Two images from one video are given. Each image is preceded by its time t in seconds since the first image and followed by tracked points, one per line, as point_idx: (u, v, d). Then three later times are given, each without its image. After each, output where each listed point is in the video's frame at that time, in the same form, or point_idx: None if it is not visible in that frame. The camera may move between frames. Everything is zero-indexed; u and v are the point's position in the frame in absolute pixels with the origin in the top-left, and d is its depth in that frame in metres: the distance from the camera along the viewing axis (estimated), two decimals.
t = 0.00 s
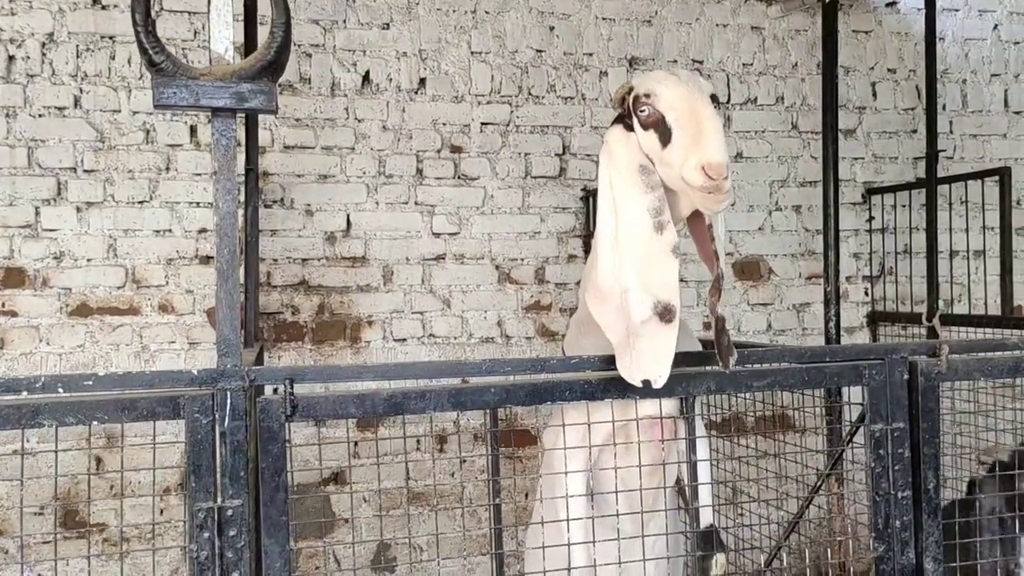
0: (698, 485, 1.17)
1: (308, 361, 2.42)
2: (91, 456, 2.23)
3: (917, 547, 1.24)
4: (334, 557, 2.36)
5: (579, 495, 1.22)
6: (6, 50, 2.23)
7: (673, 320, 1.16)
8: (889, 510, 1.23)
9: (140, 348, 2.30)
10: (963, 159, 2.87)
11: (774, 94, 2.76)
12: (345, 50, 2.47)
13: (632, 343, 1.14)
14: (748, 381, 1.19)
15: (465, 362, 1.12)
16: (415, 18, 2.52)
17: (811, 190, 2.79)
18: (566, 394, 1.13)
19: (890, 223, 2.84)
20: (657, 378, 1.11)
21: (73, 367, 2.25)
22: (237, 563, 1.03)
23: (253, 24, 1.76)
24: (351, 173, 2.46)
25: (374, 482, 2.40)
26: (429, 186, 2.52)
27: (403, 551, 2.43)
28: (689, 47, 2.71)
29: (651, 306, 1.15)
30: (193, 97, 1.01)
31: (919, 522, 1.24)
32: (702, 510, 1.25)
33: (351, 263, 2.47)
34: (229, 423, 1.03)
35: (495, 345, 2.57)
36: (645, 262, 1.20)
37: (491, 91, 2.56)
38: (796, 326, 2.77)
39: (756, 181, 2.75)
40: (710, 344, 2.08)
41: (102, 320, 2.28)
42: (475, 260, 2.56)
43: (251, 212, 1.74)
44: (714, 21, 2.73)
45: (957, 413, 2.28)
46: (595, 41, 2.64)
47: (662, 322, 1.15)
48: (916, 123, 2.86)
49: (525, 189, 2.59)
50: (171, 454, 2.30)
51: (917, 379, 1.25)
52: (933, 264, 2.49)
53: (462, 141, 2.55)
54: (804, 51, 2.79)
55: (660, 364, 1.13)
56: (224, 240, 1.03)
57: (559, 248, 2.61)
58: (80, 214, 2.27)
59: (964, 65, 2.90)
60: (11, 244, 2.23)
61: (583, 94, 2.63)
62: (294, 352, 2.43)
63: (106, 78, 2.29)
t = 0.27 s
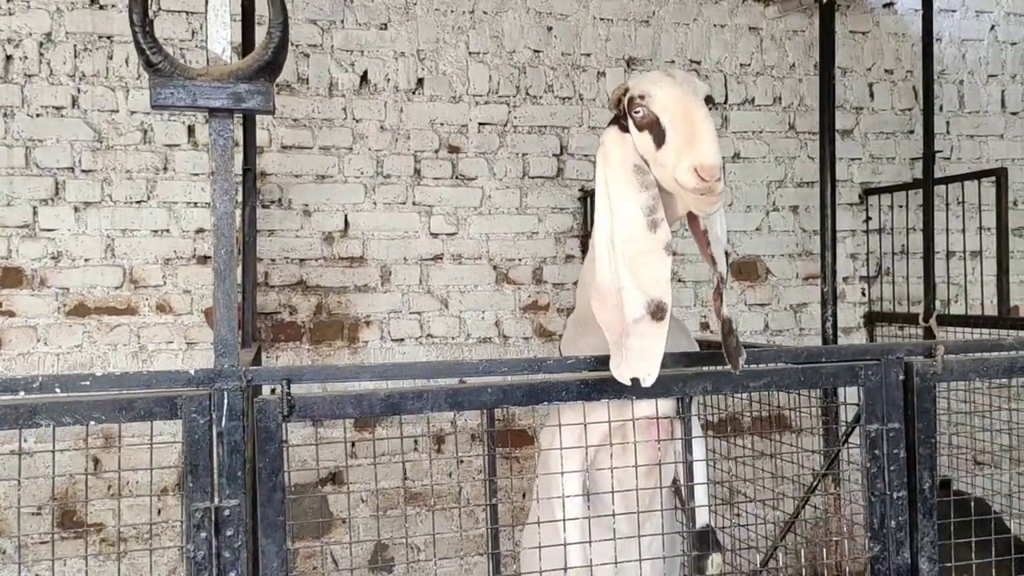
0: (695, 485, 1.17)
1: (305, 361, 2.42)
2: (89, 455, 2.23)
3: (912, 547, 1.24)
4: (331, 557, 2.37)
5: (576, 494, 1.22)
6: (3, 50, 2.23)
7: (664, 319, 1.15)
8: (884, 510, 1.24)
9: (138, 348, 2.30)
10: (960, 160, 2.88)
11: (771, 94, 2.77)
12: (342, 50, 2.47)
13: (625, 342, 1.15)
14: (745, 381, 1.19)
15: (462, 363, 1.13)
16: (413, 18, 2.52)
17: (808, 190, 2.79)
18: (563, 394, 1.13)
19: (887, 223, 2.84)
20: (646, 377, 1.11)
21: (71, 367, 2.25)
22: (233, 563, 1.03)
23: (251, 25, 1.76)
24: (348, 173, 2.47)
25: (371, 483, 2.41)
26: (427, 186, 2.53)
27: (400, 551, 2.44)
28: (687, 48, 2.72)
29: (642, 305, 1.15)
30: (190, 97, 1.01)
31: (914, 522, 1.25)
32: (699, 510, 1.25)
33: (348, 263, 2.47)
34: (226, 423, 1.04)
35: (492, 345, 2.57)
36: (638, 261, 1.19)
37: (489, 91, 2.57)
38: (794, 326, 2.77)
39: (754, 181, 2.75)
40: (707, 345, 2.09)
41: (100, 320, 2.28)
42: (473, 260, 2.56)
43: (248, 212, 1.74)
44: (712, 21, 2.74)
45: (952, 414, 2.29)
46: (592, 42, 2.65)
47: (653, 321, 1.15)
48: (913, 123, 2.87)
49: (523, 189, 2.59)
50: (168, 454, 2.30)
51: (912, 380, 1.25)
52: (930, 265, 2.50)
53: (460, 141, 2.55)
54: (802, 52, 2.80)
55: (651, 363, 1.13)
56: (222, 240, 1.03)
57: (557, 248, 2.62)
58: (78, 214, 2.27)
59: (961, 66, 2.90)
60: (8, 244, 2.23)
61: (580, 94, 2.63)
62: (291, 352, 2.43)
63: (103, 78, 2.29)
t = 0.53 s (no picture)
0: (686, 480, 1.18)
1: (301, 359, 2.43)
2: (85, 453, 2.24)
3: (901, 541, 1.26)
4: (326, 555, 2.38)
5: (567, 489, 1.23)
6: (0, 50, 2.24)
7: (660, 315, 1.16)
8: (873, 505, 1.25)
9: (134, 347, 2.31)
10: (953, 160, 2.90)
11: (765, 95, 2.78)
12: (338, 51, 2.48)
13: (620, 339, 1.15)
14: (735, 378, 1.21)
15: (455, 359, 1.14)
16: (409, 18, 2.53)
17: (802, 190, 2.81)
18: (554, 390, 1.14)
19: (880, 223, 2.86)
20: (644, 372, 1.11)
21: (68, 365, 2.26)
22: (228, 557, 1.05)
23: (247, 25, 1.77)
24: (344, 173, 2.48)
25: (366, 481, 2.42)
26: (422, 186, 2.54)
27: (395, 549, 2.45)
28: (681, 48, 2.73)
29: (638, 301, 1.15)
30: (186, 97, 1.02)
31: (903, 517, 1.26)
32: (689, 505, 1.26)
33: (344, 262, 2.48)
34: (220, 418, 1.05)
35: (487, 344, 2.58)
36: (631, 258, 1.21)
37: (484, 92, 2.58)
38: (787, 325, 2.79)
39: (748, 181, 2.77)
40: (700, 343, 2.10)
41: (97, 319, 2.29)
42: (468, 259, 2.57)
43: (244, 211, 1.75)
44: (706, 22, 2.75)
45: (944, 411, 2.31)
46: (587, 42, 2.66)
47: (649, 317, 1.15)
48: (907, 124, 2.88)
49: (518, 189, 2.61)
50: (165, 452, 2.31)
51: (901, 377, 1.26)
52: (923, 264, 2.51)
53: (455, 141, 2.56)
54: (796, 52, 2.81)
55: (648, 359, 1.13)
56: (217, 238, 1.04)
57: (552, 247, 2.63)
58: (75, 213, 2.28)
59: (953, 66, 2.92)
60: (5, 243, 2.24)
61: (575, 94, 2.65)
62: (287, 351, 2.44)
63: (100, 78, 2.30)
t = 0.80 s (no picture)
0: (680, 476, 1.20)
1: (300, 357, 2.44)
2: (85, 451, 2.26)
3: (894, 536, 1.27)
4: (325, 551, 2.40)
5: (563, 485, 1.24)
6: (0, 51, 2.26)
7: (653, 315, 1.18)
8: (866, 501, 1.26)
9: (134, 345, 2.33)
10: (948, 159, 2.91)
11: (761, 94, 2.80)
12: (337, 51, 2.49)
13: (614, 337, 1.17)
14: (728, 374, 1.22)
15: (451, 356, 1.15)
16: (406, 19, 2.54)
17: (798, 189, 2.82)
18: (550, 387, 1.16)
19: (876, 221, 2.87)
20: (637, 371, 1.13)
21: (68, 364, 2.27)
22: (227, 552, 1.06)
23: (245, 25, 1.78)
24: (342, 172, 2.49)
25: (364, 478, 2.44)
26: (421, 185, 2.55)
27: (394, 546, 2.47)
28: (678, 48, 2.74)
29: (631, 301, 1.17)
30: (184, 97, 1.03)
31: (895, 512, 1.27)
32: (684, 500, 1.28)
33: (343, 261, 2.50)
34: (219, 415, 1.06)
35: (485, 342, 2.59)
36: (625, 259, 1.22)
37: (482, 91, 2.59)
38: (784, 324, 2.81)
39: (744, 180, 2.78)
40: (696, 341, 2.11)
41: (96, 318, 2.30)
42: (466, 258, 2.59)
43: (242, 210, 1.76)
44: (703, 22, 2.76)
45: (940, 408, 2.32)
46: (584, 42, 2.67)
47: (642, 317, 1.17)
48: (902, 123, 2.89)
49: (516, 188, 2.62)
50: (164, 449, 2.33)
51: (893, 373, 1.28)
52: (918, 262, 2.53)
53: (453, 141, 2.57)
54: (792, 52, 2.83)
55: (641, 358, 1.15)
56: (215, 236, 1.06)
57: (549, 246, 2.64)
58: (74, 212, 2.29)
59: (949, 66, 2.93)
60: (5, 242, 2.25)
61: (572, 94, 2.66)
62: (286, 349, 2.46)
63: (100, 78, 2.32)
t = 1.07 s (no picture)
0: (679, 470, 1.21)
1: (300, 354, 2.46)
2: (87, 447, 2.27)
3: (889, 530, 1.29)
4: (326, 547, 2.41)
5: (562, 479, 1.26)
6: (2, 48, 2.26)
7: (659, 310, 1.19)
8: (862, 495, 1.28)
9: (135, 341, 2.34)
10: (945, 157, 2.93)
11: (759, 93, 2.81)
12: (337, 49, 2.50)
13: (620, 331, 1.18)
14: (726, 370, 1.24)
15: (453, 351, 1.17)
16: (406, 17, 2.56)
17: (796, 187, 2.84)
18: (550, 382, 1.17)
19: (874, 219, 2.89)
20: (645, 364, 1.15)
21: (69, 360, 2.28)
22: (232, 544, 1.07)
23: (246, 24, 1.79)
24: (343, 170, 2.50)
25: (364, 474, 2.45)
26: (420, 183, 2.56)
27: (393, 541, 2.48)
28: (677, 46, 2.76)
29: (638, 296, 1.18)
30: (190, 95, 1.05)
31: (891, 506, 1.29)
32: (682, 494, 1.29)
33: (343, 259, 2.51)
34: (224, 408, 1.07)
35: (484, 339, 2.61)
36: (632, 254, 1.23)
37: (481, 90, 2.60)
38: (781, 321, 2.83)
39: (742, 178, 2.80)
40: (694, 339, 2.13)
41: (98, 314, 2.32)
42: (465, 255, 2.60)
43: (244, 207, 1.77)
44: (701, 21, 2.78)
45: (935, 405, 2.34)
46: (583, 41, 2.69)
47: (648, 312, 1.18)
48: (899, 121, 2.91)
49: (515, 185, 2.63)
50: (165, 445, 2.34)
51: (888, 369, 1.30)
52: (914, 260, 2.54)
53: (452, 139, 2.59)
54: (790, 51, 2.84)
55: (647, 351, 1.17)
56: (219, 232, 1.07)
57: (548, 244, 2.66)
58: (76, 209, 2.31)
59: (946, 65, 2.95)
60: (7, 239, 2.27)
61: (571, 92, 2.67)
62: (286, 345, 2.47)
63: (101, 76, 2.32)
